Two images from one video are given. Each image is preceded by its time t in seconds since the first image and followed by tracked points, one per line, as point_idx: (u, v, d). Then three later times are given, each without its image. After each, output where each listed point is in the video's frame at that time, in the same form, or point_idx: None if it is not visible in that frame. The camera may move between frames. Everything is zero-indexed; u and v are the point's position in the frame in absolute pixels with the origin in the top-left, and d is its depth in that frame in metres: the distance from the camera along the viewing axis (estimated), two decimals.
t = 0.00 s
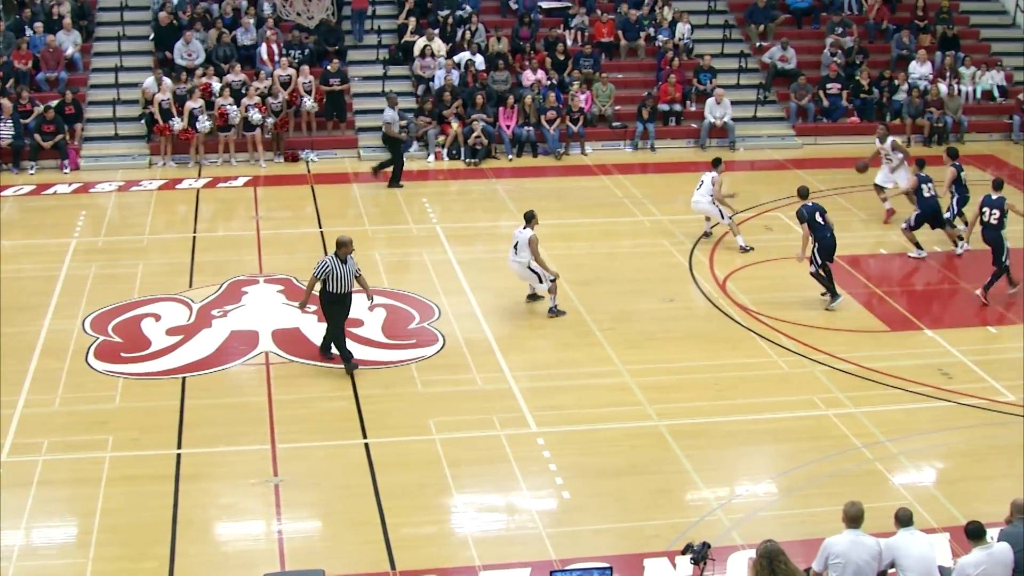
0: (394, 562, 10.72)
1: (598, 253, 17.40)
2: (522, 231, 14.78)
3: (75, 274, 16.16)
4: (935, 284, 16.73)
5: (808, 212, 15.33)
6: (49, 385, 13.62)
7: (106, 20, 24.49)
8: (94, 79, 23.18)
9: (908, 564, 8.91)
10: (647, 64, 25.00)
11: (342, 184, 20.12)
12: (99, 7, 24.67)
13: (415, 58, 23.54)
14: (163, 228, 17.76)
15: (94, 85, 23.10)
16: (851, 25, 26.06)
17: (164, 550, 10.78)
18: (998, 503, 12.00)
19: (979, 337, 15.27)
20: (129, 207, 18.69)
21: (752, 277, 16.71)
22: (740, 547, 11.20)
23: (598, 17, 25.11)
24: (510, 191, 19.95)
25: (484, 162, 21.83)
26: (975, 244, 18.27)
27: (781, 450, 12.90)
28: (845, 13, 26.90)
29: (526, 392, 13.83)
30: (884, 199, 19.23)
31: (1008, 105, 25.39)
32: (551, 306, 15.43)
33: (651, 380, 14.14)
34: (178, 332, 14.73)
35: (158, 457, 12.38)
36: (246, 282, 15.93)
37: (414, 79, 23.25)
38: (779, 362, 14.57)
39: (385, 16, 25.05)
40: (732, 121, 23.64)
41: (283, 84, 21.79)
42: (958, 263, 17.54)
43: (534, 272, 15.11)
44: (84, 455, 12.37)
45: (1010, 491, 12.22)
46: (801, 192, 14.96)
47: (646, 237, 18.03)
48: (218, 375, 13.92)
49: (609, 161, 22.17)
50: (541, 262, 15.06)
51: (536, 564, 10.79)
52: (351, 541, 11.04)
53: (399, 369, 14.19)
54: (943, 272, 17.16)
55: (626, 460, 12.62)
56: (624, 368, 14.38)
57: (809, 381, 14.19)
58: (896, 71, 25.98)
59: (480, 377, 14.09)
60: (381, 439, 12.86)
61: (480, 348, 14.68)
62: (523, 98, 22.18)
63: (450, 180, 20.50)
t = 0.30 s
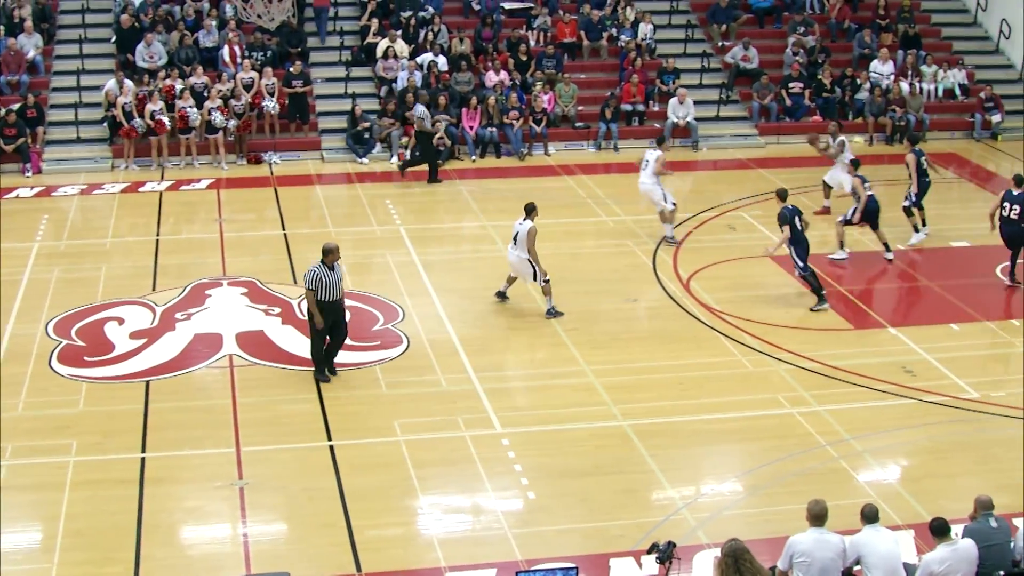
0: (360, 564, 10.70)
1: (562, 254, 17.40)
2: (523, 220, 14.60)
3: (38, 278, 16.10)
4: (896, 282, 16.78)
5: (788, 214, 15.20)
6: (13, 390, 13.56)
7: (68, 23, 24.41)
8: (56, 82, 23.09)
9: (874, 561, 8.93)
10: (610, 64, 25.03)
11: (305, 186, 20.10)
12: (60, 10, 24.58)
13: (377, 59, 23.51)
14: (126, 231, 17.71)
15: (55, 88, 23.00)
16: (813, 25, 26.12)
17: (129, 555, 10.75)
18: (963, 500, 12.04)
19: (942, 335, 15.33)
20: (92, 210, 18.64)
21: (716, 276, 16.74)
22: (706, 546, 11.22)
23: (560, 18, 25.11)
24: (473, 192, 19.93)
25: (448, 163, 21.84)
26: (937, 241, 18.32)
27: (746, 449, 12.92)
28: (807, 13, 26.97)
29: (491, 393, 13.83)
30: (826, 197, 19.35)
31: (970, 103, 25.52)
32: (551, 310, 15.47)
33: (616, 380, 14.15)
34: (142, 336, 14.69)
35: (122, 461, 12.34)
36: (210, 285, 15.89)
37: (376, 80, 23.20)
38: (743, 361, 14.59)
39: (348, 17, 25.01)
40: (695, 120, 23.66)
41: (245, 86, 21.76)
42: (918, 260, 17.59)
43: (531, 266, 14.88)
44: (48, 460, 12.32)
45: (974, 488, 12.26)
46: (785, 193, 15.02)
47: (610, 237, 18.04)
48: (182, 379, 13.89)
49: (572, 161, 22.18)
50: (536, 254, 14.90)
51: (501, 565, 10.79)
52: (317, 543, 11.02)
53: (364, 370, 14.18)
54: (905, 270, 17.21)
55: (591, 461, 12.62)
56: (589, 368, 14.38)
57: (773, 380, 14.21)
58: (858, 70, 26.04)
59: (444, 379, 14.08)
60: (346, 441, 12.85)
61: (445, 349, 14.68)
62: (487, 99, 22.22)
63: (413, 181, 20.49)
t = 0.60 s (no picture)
0: (326, 568, 10.68)
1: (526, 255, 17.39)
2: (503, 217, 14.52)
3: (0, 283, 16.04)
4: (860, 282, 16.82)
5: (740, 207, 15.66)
6: None
7: (29, 27, 24.34)
8: (18, 86, 23.01)
9: (840, 560, 8.93)
10: (573, 65, 25.04)
11: (268, 189, 20.06)
12: (22, 14, 24.51)
13: (340, 62, 23.49)
14: (89, 235, 17.65)
15: (18, 93, 22.92)
16: (775, 25, 26.18)
17: (94, 560, 10.71)
18: (929, 498, 12.07)
19: (907, 334, 15.38)
20: (55, 215, 18.57)
21: (680, 277, 16.75)
22: (672, 546, 11.23)
23: (523, 19, 25.11)
24: (437, 194, 19.92)
25: (411, 165, 21.85)
26: (901, 240, 18.37)
27: (711, 449, 12.93)
28: (769, 13, 27.03)
29: (457, 395, 13.82)
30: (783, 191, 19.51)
31: (933, 103, 25.61)
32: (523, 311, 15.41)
33: (581, 381, 14.15)
34: (106, 340, 14.65)
35: (86, 466, 12.30)
36: (173, 289, 15.85)
37: (340, 83, 23.15)
38: (708, 361, 14.61)
39: (311, 20, 24.99)
40: (659, 121, 23.67)
41: (208, 90, 21.73)
42: (881, 259, 17.65)
43: (519, 264, 14.77)
44: (11, 466, 12.27)
45: (939, 486, 12.29)
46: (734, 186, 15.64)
47: (575, 238, 18.04)
48: (146, 383, 13.85)
49: (536, 164, 22.19)
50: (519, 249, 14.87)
51: (468, 567, 10.79)
52: (283, 547, 11.00)
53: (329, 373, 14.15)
54: (868, 269, 17.25)
55: (557, 462, 12.62)
56: (553, 369, 14.38)
57: (737, 380, 14.23)
58: (820, 70, 26.11)
59: (410, 381, 14.07)
60: (311, 444, 12.82)
61: (409, 351, 14.66)
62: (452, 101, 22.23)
63: (377, 184, 20.47)
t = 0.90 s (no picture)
0: (290, 572, 10.67)
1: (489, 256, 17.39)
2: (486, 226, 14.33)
3: None
4: (822, 281, 16.86)
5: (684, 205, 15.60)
6: None
7: None
8: None
9: (804, 559, 8.94)
10: (535, 67, 25.04)
11: (230, 193, 20.02)
12: None
13: (302, 65, 23.45)
14: (50, 240, 17.59)
15: None
16: (737, 26, 26.23)
17: (57, 567, 10.67)
18: (892, 496, 12.11)
19: (869, 333, 15.42)
20: (16, 220, 18.50)
21: (643, 278, 16.77)
22: (636, 547, 11.24)
23: (485, 21, 25.09)
24: (400, 197, 19.90)
25: (373, 168, 21.83)
26: (864, 239, 18.42)
27: (675, 449, 12.95)
28: (730, 14, 27.07)
29: (421, 398, 13.81)
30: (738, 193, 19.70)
31: (893, 102, 25.69)
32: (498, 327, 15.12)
33: (545, 383, 14.16)
34: (68, 346, 14.60)
35: (49, 472, 12.26)
36: (136, 294, 15.81)
37: (302, 86, 23.10)
38: (671, 362, 14.63)
39: (272, 23, 24.93)
40: (621, 122, 23.68)
41: (170, 94, 21.67)
42: (843, 258, 17.70)
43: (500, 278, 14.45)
44: None
45: (903, 484, 12.33)
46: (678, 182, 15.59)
47: (537, 240, 18.05)
48: (109, 389, 13.81)
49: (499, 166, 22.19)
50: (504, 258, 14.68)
51: (433, 570, 10.79)
52: (248, 552, 10.98)
53: (292, 377, 14.13)
54: (831, 269, 17.30)
55: (521, 464, 12.62)
56: (517, 371, 14.38)
57: (701, 380, 14.25)
58: (782, 70, 26.17)
59: (373, 384, 14.06)
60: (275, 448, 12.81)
61: (372, 354, 14.65)
62: (414, 104, 22.22)
63: (340, 187, 20.44)
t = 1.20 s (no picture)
0: None
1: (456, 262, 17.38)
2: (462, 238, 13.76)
3: None
4: (788, 286, 16.89)
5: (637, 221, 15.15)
6: None
7: None
8: None
9: (770, 560, 8.96)
10: (500, 73, 25.04)
11: (196, 201, 19.98)
12: None
13: (267, 72, 23.40)
14: (16, 249, 17.53)
15: None
16: (702, 31, 26.27)
17: None
18: (860, 500, 12.13)
19: (835, 336, 15.46)
20: None
21: (609, 284, 16.78)
22: (604, 552, 11.24)
23: (450, 27, 25.08)
24: (366, 204, 19.88)
25: (340, 175, 21.82)
26: (830, 244, 18.46)
27: (642, 454, 12.95)
28: (696, 19, 27.11)
29: (388, 405, 13.80)
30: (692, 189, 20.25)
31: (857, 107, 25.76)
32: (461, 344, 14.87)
33: (513, 389, 14.15)
34: (34, 355, 14.55)
35: (15, 482, 12.21)
36: (102, 303, 15.77)
37: (267, 93, 23.05)
38: (638, 367, 14.64)
39: (237, 30, 24.89)
40: (587, 128, 23.68)
41: (136, 102, 21.59)
42: (809, 262, 17.74)
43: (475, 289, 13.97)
44: None
45: (870, 488, 12.35)
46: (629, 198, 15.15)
47: (504, 247, 18.05)
48: (75, 398, 13.77)
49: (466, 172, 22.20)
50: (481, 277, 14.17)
51: None
52: (216, 560, 10.95)
53: (258, 385, 14.11)
54: (797, 273, 17.34)
55: (489, 470, 12.62)
56: (484, 377, 14.38)
57: (668, 385, 14.27)
58: (747, 76, 26.23)
59: (340, 392, 14.04)
60: (242, 457, 12.78)
61: (338, 362, 14.64)
62: (379, 110, 22.20)
63: (306, 195, 20.42)
